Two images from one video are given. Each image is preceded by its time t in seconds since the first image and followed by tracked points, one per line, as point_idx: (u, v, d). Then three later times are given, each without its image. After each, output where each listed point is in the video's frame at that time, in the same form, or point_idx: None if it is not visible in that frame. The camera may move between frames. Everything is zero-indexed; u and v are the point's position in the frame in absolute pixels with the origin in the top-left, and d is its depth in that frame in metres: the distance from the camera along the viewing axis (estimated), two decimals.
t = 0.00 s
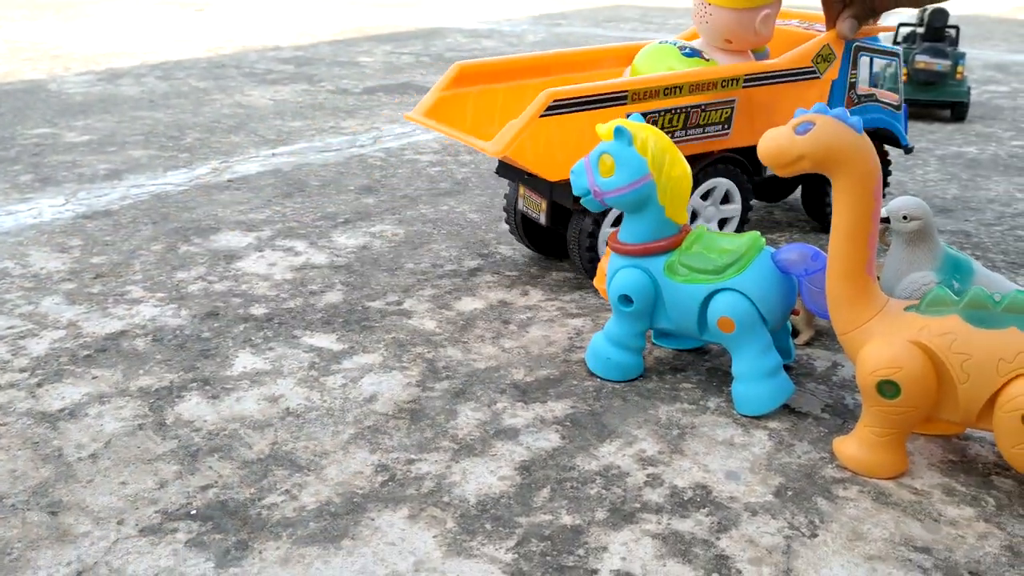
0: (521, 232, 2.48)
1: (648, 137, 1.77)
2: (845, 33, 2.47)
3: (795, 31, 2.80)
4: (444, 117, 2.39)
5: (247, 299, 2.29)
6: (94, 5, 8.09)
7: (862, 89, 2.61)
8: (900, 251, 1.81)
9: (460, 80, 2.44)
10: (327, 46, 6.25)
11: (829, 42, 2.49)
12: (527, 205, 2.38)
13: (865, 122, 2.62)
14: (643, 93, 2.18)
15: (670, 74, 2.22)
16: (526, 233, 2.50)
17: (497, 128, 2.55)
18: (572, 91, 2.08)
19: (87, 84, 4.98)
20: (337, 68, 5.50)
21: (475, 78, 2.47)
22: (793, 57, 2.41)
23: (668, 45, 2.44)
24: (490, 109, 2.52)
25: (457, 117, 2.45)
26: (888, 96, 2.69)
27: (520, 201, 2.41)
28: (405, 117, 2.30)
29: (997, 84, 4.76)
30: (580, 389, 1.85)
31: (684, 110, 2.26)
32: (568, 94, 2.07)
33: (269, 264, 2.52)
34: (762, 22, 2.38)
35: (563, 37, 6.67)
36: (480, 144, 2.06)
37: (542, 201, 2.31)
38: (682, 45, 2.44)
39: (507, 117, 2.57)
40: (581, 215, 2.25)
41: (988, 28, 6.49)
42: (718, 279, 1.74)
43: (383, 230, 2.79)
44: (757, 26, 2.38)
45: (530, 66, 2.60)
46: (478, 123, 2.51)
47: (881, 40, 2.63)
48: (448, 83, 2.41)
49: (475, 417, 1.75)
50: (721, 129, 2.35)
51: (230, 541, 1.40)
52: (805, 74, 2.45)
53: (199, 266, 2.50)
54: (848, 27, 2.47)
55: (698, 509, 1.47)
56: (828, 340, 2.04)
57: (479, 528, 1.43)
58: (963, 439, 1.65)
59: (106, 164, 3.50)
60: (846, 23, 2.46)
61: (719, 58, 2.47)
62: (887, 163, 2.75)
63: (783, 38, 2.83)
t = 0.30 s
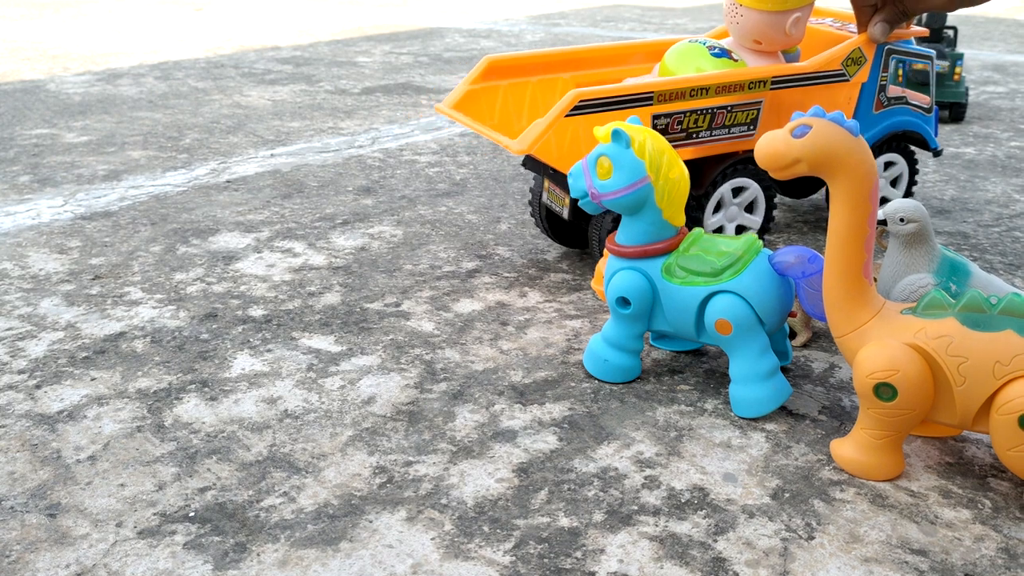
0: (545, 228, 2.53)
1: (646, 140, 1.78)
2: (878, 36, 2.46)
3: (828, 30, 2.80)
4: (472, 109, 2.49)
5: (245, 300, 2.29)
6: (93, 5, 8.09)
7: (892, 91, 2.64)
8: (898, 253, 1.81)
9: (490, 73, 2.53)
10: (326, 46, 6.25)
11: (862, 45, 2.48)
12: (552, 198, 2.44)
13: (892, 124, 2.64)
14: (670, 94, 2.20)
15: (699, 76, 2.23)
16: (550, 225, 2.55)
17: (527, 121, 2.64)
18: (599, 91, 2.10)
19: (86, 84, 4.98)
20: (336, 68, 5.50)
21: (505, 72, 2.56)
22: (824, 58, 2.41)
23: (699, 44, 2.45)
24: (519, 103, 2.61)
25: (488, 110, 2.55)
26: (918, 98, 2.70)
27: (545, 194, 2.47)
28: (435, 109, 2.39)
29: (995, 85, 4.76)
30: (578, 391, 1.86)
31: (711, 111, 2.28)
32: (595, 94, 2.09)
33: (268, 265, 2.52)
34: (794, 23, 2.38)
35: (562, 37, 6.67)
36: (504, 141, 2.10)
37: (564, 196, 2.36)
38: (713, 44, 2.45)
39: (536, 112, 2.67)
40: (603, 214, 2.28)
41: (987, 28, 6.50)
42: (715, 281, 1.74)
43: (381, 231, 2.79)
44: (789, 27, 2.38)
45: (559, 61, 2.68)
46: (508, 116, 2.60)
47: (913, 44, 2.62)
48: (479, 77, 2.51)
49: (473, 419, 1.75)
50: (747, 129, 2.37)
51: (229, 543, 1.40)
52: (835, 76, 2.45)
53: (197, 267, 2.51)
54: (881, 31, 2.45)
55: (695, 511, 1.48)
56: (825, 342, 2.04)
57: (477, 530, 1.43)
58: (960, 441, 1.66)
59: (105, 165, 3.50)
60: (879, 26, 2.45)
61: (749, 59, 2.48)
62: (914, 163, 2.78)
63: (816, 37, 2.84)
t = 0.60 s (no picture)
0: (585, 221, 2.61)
1: (647, 136, 1.77)
2: (918, 32, 2.44)
3: (869, 26, 2.78)
4: (515, 101, 2.60)
5: (246, 298, 2.29)
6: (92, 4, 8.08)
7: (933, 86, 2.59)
8: (900, 250, 1.81)
9: (533, 66, 2.64)
10: (326, 45, 6.25)
11: (900, 40, 2.46)
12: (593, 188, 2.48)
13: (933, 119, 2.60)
14: (707, 87, 2.25)
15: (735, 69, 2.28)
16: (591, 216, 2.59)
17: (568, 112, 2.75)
18: (638, 84, 2.18)
19: (85, 82, 4.97)
20: (336, 67, 5.49)
21: (547, 65, 2.66)
22: (862, 53, 2.41)
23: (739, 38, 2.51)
24: (562, 95, 2.72)
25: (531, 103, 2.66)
26: (960, 94, 2.65)
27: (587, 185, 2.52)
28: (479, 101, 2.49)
29: (995, 83, 4.76)
30: (579, 388, 1.85)
31: (747, 104, 2.33)
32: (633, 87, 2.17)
33: (268, 262, 2.52)
34: (832, 18, 2.41)
35: (562, 36, 6.67)
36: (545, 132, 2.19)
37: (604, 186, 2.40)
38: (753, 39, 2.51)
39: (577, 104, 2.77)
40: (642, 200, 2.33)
41: (988, 28, 6.51)
42: (716, 278, 1.74)
43: (382, 229, 2.79)
44: (827, 22, 2.42)
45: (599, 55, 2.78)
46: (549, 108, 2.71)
47: (955, 39, 2.57)
48: (521, 70, 2.61)
49: (474, 416, 1.75)
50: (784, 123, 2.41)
51: (230, 539, 1.40)
52: (873, 71, 2.45)
53: (198, 265, 2.50)
54: (921, 26, 2.43)
55: (697, 507, 1.47)
56: (826, 339, 2.04)
57: (478, 526, 1.43)
58: (963, 438, 1.65)
59: (105, 162, 3.50)
60: (919, 22, 2.43)
61: (789, 53, 2.53)
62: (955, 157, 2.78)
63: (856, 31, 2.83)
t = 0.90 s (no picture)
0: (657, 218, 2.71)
1: (648, 135, 1.77)
2: (987, 28, 2.42)
3: (940, 23, 2.80)
4: (588, 93, 2.69)
5: (246, 297, 2.29)
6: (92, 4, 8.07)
7: (1008, 82, 2.55)
8: (901, 248, 1.81)
9: (606, 62, 2.72)
10: (326, 45, 6.24)
11: (971, 35, 2.45)
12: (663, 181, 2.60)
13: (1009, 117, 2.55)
14: (775, 78, 2.28)
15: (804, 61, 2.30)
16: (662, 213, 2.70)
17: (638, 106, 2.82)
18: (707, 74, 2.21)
19: (85, 82, 4.97)
20: (336, 67, 5.49)
21: (621, 61, 2.75)
22: (934, 48, 2.41)
23: (809, 35, 2.58)
24: (633, 89, 2.79)
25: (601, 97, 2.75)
26: None
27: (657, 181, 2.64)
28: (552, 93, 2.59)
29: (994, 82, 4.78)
30: (580, 387, 1.85)
31: (815, 96, 2.34)
32: (702, 77, 2.21)
33: (269, 262, 2.52)
34: (902, 12, 2.42)
35: (563, 35, 6.68)
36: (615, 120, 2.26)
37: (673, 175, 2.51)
38: (821, 35, 2.57)
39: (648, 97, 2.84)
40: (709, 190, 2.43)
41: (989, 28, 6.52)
42: (718, 277, 1.74)
43: (382, 228, 2.79)
44: (897, 16, 2.42)
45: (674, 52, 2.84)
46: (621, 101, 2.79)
47: None
48: (595, 65, 2.70)
49: (474, 415, 1.75)
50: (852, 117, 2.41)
51: (230, 538, 1.39)
52: (944, 66, 2.44)
53: (198, 264, 2.50)
54: (991, 23, 2.41)
55: (698, 506, 1.47)
56: (828, 337, 2.04)
57: (479, 525, 1.42)
58: (964, 437, 1.65)
59: (105, 162, 3.50)
60: (989, 18, 2.41)
61: (858, 50, 2.53)
62: None
63: (928, 28, 2.84)
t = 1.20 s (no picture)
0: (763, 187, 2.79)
1: (648, 132, 1.76)
2: None
3: None
4: (708, 78, 2.82)
5: (245, 296, 2.28)
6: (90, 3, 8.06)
7: None
8: (902, 247, 1.80)
9: (726, 47, 2.83)
10: (326, 44, 6.24)
11: None
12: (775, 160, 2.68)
13: None
14: (894, 72, 2.36)
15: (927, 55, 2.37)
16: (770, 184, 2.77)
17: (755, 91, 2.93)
18: (834, 66, 2.30)
19: (85, 81, 4.96)
20: (336, 66, 5.49)
21: (739, 47, 2.86)
22: None
23: (931, 27, 2.63)
24: (751, 74, 2.90)
25: (720, 80, 2.86)
26: None
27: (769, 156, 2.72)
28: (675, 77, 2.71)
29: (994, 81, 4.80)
30: (579, 385, 1.85)
31: (935, 88, 2.41)
32: (828, 69, 2.30)
33: (268, 260, 2.51)
34: None
35: (562, 35, 6.68)
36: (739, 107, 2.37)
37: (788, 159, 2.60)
38: (943, 27, 2.62)
39: (764, 83, 2.95)
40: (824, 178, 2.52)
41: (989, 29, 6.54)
42: (718, 275, 1.73)
43: (382, 227, 2.78)
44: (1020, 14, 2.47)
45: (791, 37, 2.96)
46: (738, 83, 2.90)
47: None
48: (716, 50, 2.81)
49: (473, 413, 1.74)
50: (971, 109, 2.47)
51: (229, 537, 1.39)
52: None
53: (197, 262, 2.50)
54: None
55: (698, 505, 1.47)
56: (828, 336, 2.03)
57: (478, 524, 1.42)
58: (965, 436, 1.64)
59: (104, 161, 3.49)
60: None
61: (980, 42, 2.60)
62: None
63: None
